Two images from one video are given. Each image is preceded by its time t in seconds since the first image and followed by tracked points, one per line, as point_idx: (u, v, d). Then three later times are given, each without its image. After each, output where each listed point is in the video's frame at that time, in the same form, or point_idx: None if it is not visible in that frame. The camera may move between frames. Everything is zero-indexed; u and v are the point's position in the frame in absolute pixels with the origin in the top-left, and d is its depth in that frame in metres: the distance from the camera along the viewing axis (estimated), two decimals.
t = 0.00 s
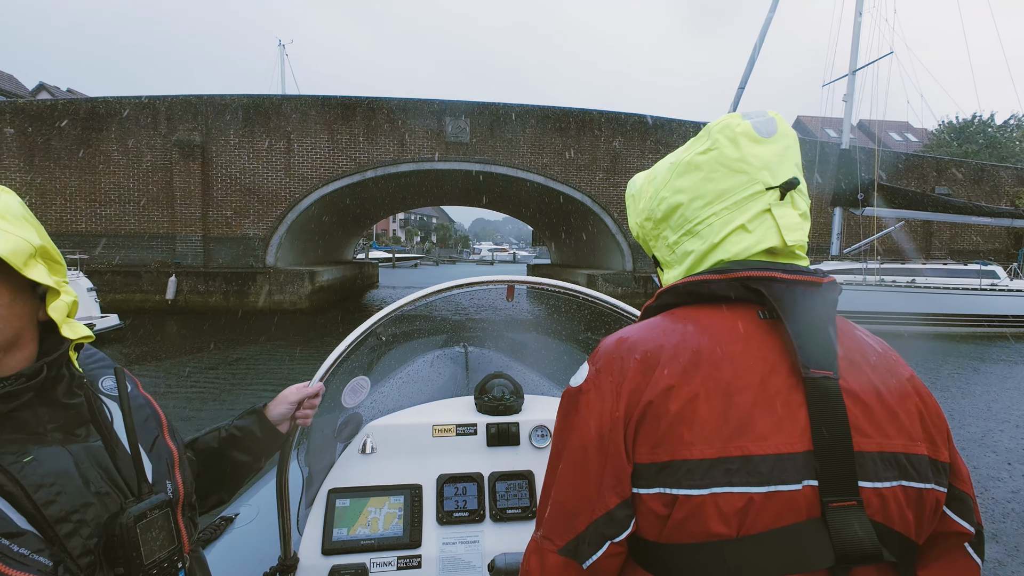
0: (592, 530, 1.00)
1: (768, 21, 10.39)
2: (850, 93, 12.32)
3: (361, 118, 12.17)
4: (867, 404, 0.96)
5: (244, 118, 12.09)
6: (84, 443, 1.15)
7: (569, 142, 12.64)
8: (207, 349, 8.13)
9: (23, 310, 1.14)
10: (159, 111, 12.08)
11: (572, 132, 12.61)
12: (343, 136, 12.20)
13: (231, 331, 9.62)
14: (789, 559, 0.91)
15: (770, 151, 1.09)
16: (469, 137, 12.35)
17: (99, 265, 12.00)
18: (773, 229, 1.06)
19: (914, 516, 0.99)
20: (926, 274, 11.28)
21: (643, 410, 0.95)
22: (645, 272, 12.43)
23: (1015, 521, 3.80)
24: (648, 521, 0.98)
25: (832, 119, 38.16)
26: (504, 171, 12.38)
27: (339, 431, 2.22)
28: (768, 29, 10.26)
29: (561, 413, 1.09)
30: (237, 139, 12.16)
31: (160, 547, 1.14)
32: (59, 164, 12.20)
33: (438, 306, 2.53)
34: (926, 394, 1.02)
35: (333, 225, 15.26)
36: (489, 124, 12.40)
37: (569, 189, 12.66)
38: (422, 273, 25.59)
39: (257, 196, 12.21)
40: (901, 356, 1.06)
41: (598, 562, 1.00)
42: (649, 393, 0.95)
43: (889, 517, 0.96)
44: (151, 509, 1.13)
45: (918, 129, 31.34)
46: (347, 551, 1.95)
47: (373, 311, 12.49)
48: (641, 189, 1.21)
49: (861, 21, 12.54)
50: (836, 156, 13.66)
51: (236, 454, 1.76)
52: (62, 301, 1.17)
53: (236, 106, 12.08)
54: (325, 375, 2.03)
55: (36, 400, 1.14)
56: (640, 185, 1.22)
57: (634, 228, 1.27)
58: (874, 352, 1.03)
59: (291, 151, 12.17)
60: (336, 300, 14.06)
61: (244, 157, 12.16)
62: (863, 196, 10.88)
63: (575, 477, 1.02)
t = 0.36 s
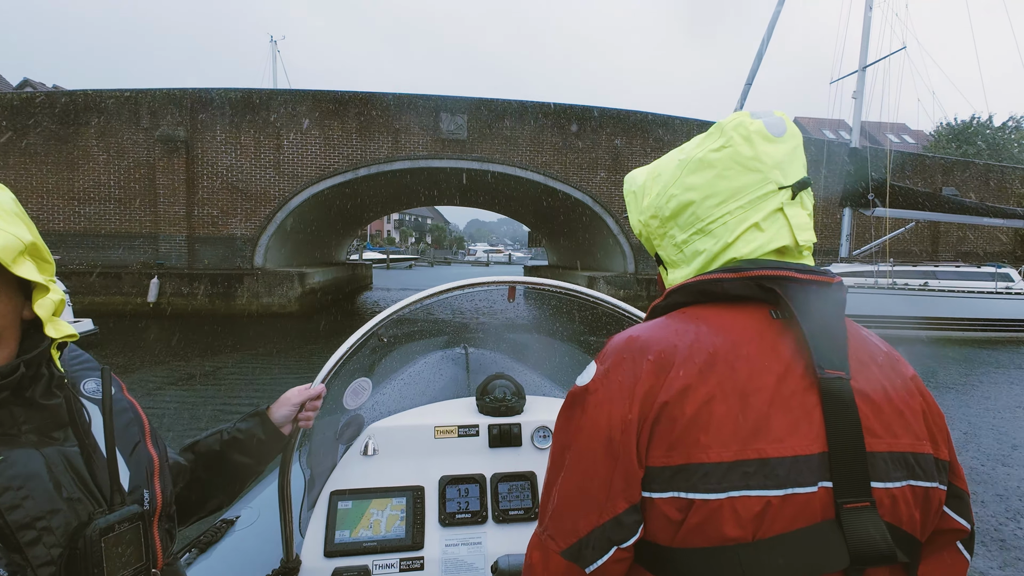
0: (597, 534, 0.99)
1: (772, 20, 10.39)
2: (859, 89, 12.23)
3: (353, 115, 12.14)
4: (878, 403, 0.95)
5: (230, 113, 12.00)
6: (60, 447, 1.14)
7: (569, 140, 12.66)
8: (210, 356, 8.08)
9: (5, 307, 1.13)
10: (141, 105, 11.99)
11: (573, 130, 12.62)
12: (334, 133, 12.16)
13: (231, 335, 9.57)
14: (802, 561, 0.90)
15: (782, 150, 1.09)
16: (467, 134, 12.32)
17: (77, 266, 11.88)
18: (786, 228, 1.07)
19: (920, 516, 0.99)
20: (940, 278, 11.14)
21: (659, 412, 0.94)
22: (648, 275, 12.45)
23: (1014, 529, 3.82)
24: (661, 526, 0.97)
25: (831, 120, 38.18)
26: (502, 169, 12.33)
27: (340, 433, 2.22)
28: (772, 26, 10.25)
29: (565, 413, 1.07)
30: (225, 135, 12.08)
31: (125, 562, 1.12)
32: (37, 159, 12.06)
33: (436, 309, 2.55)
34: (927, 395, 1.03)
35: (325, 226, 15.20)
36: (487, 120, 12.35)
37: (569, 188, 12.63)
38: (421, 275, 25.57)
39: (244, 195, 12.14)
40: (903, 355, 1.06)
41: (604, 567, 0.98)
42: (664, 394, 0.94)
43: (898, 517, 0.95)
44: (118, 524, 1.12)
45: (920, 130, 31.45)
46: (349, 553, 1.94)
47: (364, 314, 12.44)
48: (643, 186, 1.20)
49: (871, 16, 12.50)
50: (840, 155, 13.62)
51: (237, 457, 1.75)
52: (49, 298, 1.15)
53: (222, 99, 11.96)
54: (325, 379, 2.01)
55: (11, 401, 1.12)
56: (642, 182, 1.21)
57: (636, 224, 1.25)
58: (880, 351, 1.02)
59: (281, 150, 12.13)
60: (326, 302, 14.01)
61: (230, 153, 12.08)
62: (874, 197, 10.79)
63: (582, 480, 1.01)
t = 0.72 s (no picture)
0: (606, 528, 1.00)
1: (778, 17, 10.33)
2: (873, 85, 12.18)
3: (348, 111, 11.97)
4: (897, 403, 0.95)
5: (220, 108, 11.79)
6: (57, 456, 1.13)
7: (573, 138, 12.61)
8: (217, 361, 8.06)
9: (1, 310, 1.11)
10: (125, 98, 11.67)
11: (576, 127, 12.59)
12: (327, 129, 11.97)
13: (234, 339, 9.53)
14: (824, 563, 0.90)
15: (798, 152, 1.10)
16: (467, 131, 12.27)
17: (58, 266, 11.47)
18: (802, 230, 1.08)
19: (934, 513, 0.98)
20: (958, 280, 10.88)
21: (685, 415, 0.94)
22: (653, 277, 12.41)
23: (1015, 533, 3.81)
24: (686, 531, 0.96)
25: (834, 121, 38.15)
26: (502, 167, 12.27)
27: (347, 434, 2.21)
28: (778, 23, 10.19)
29: (583, 413, 1.06)
30: (212, 127, 11.84)
31: None
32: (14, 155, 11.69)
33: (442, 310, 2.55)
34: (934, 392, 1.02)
35: (318, 226, 15.07)
36: (487, 117, 12.31)
37: (571, 187, 12.56)
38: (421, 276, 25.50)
39: (233, 193, 11.91)
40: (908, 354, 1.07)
41: (607, 560, 1.01)
42: (690, 397, 0.94)
43: (917, 518, 0.95)
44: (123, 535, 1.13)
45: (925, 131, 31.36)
46: (356, 554, 1.94)
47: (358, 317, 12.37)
48: (651, 184, 1.18)
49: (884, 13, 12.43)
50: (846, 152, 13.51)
51: (244, 457, 1.74)
52: (47, 301, 1.14)
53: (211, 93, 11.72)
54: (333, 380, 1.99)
55: (7, 408, 1.11)
56: (649, 179, 1.18)
57: (642, 225, 1.22)
58: (892, 351, 1.03)
59: (272, 146, 11.91)
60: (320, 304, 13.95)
61: (218, 147, 11.85)
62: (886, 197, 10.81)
63: (599, 478, 1.01)
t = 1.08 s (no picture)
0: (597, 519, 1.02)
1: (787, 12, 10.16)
2: (892, 78, 11.97)
3: (343, 104, 11.74)
4: (894, 406, 0.93)
5: (208, 100, 11.55)
6: (124, 452, 1.20)
7: (578, 134, 12.49)
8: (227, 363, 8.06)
9: (95, 310, 1.23)
10: (109, 90, 11.37)
11: (580, 123, 12.44)
12: (321, 123, 11.71)
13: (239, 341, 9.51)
14: (816, 565, 0.88)
15: (793, 147, 1.05)
16: (467, 126, 12.08)
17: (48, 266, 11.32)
18: (797, 231, 1.01)
19: (940, 519, 0.96)
20: (977, 283, 10.63)
21: (670, 416, 0.93)
22: (659, 279, 12.32)
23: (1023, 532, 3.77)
24: (675, 529, 0.96)
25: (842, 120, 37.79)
26: (503, 163, 12.16)
27: (348, 431, 2.20)
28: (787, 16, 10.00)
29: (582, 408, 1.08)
30: (201, 122, 11.62)
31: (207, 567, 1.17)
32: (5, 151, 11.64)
33: (444, 309, 2.52)
34: (947, 396, 0.99)
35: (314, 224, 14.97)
36: (488, 113, 12.15)
37: (575, 185, 12.47)
38: (423, 275, 25.45)
39: (223, 189, 11.69)
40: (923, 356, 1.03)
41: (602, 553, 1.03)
42: (675, 398, 0.93)
43: (918, 523, 0.93)
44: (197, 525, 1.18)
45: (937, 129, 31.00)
46: (357, 552, 1.93)
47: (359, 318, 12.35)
48: (656, 185, 1.19)
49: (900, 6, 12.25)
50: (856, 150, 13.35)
51: (248, 455, 1.76)
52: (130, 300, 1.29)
53: (199, 85, 11.51)
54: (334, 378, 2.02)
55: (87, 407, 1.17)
56: (656, 181, 1.19)
57: (651, 226, 1.23)
58: (899, 353, 0.99)
59: (264, 141, 11.68)
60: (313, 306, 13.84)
61: (209, 143, 11.64)
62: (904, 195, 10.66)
63: (592, 471, 1.03)
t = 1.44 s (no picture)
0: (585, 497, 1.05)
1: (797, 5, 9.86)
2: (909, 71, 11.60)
3: (335, 96, 11.20)
4: (882, 407, 0.92)
5: (194, 90, 10.91)
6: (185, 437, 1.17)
7: (583, 127, 12.14)
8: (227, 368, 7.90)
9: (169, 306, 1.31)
10: (88, 81, 10.74)
11: (583, 117, 12.12)
12: (312, 117, 11.24)
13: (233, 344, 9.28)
14: (792, 563, 0.86)
15: (790, 147, 1.03)
16: (465, 120, 11.75)
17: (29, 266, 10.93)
18: (791, 230, 0.99)
19: (930, 525, 0.94)
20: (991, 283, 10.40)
21: (651, 406, 0.93)
22: (664, 279, 12.15)
23: None
24: (652, 517, 0.96)
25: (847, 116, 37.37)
26: (503, 159, 11.80)
27: (343, 430, 2.20)
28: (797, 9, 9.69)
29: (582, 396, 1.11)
30: (186, 116, 10.94)
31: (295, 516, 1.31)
32: None
33: (436, 309, 2.55)
34: (946, 402, 0.98)
35: (306, 221, 14.74)
36: (488, 106, 11.77)
37: (577, 182, 12.16)
38: (421, 275, 25.15)
39: (210, 185, 11.06)
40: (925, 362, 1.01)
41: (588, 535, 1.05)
42: (657, 388, 0.94)
43: (906, 527, 0.91)
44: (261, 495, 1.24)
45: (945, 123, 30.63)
46: (351, 550, 1.91)
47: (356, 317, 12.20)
48: (661, 186, 1.19)
49: None
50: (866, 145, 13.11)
51: (245, 460, 1.72)
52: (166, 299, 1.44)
53: (188, 77, 10.87)
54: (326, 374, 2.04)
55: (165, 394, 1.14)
56: (662, 183, 1.19)
57: (658, 224, 1.23)
58: (899, 357, 0.98)
59: (253, 135, 11.12)
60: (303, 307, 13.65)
61: (195, 138, 10.98)
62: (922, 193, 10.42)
63: (587, 452, 1.06)
